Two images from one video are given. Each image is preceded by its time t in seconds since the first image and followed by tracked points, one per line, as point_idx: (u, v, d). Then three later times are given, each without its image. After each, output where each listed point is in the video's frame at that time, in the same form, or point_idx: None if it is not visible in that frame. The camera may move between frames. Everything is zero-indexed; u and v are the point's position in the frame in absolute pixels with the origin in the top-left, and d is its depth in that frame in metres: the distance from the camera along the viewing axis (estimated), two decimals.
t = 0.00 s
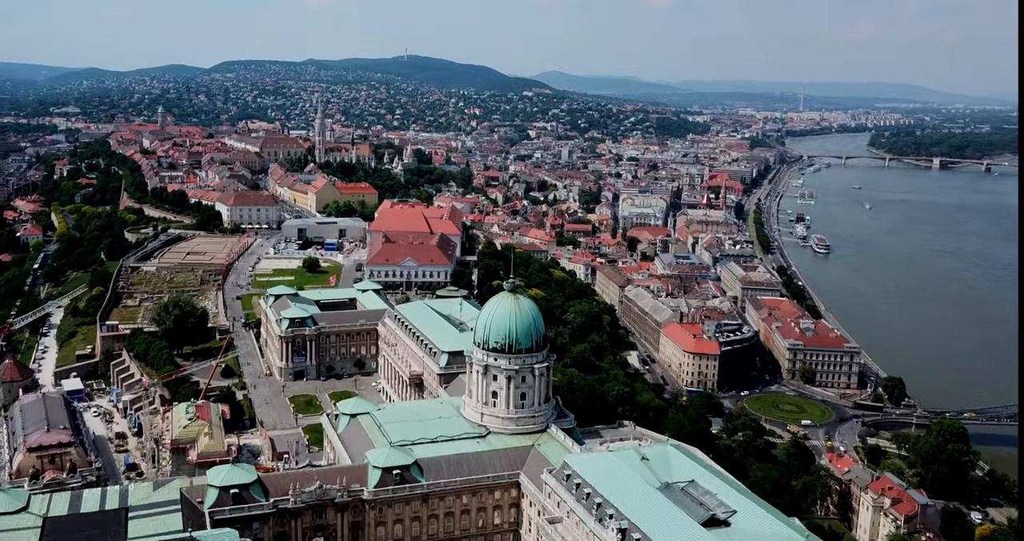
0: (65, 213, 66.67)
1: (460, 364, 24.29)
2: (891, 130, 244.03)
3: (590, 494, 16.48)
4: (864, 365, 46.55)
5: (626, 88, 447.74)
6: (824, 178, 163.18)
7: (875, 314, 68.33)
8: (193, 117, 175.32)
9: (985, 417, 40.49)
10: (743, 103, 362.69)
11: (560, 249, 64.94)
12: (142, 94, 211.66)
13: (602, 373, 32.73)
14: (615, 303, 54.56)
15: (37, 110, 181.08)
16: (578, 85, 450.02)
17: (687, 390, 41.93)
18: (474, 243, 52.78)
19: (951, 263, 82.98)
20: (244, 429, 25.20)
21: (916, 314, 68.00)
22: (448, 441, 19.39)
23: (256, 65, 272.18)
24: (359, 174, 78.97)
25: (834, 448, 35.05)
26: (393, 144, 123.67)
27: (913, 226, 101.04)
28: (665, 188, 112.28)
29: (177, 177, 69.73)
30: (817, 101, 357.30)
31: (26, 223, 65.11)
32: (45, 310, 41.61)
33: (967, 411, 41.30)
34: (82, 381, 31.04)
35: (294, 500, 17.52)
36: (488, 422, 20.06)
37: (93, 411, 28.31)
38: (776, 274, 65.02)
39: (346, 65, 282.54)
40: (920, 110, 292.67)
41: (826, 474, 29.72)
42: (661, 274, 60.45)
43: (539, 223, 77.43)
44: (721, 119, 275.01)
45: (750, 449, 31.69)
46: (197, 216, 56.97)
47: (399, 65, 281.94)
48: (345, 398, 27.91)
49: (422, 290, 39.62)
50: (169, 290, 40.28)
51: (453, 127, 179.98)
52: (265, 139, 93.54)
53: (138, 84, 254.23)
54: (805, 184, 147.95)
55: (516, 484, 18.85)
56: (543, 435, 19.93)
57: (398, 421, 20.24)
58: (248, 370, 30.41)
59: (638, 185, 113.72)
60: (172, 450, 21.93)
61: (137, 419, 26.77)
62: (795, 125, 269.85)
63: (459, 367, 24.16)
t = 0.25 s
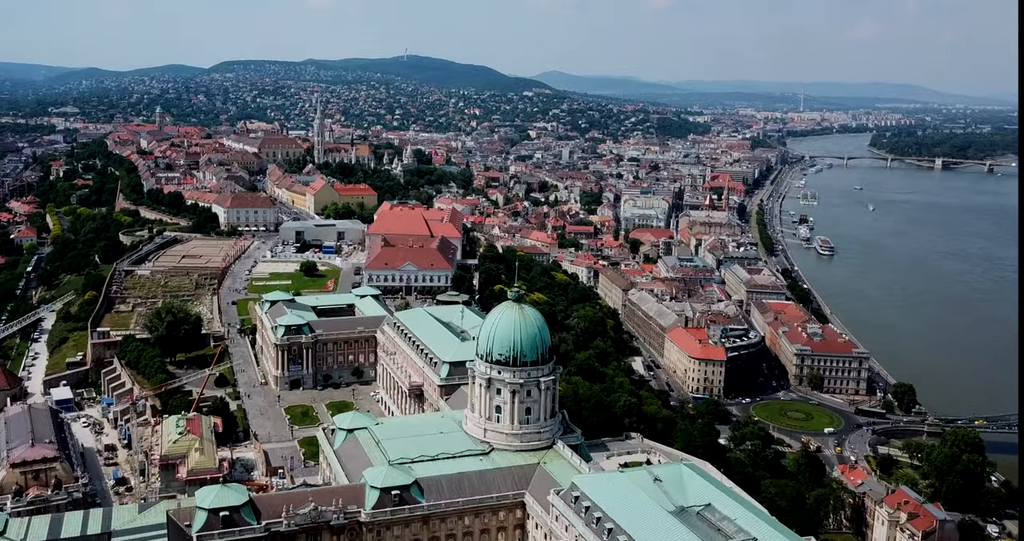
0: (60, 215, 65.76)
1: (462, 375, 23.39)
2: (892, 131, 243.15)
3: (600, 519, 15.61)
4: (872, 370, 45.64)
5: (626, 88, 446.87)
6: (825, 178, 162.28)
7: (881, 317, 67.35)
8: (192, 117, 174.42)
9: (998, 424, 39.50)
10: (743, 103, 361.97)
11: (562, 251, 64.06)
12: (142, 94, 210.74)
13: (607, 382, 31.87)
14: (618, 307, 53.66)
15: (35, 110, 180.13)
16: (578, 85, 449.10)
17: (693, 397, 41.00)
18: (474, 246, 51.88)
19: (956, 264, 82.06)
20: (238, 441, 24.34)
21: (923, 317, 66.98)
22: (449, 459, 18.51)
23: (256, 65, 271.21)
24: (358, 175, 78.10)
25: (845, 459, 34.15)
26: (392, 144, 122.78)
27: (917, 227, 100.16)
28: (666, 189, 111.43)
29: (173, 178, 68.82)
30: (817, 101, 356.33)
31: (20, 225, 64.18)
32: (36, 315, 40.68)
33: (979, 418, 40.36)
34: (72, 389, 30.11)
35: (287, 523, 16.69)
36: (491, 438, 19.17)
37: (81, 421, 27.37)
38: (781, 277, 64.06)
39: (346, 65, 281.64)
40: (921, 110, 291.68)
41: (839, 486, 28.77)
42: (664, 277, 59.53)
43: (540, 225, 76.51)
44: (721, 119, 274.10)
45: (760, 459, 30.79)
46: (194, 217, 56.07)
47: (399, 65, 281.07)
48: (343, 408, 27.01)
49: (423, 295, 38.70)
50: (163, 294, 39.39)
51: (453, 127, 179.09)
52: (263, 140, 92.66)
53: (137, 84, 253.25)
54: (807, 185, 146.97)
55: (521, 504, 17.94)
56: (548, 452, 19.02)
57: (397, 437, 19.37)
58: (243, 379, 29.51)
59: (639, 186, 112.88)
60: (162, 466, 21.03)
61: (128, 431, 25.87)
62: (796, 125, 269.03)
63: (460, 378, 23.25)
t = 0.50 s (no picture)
0: (55, 216, 64.83)
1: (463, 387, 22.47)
2: (893, 131, 242.31)
3: None
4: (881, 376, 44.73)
5: (626, 88, 446.11)
6: (827, 178, 161.40)
7: (888, 319, 66.38)
8: (191, 117, 173.44)
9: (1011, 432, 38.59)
10: (743, 103, 361.15)
11: (564, 253, 63.17)
12: (140, 94, 209.72)
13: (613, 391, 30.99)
14: (621, 310, 52.74)
15: (33, 109, 179.11)
16: (578, 85, 448.11)
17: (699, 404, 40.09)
18: (476, 248, 50.98)
19: (964, 263, 80.91)
20: (230, 455, 23.42)
21: (931, 319, 66.00)
22: (450, 478, 17.60)
23: (255, 64, 270.21)
24: (358, 176, 77.19)
25: (856, 470, 33.26)
26: (392, 144, 121.91)
27: (921, 228, 99.20)
28: (668, 189, 110.57)
29: (170, 178, 67.89)
30: (817, 101, 355.34)
31: (14, 226, 63.25)
32: (27, 320, 39.77)
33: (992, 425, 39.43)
34: (61, 398, 29.20)
35: None
36: (494, 456, 18.26)
37: (70, 432, 26.47)
38: (787, 279, 63.09)
39: (346, 65, 280.67)
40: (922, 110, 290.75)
41: (853, 500, 27.88)
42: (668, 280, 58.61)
43: (541, 227, 75.58)
44: (722, 119, 273.36)
45: (770, 471, 29.91)
46: (190, 219, 55.16)
47: (398, 64, 280.12)
48: (340, 420, 26.08)
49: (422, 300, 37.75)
50: (157, 299, 38.46)
51: (453, 127, 178.18)
52: (261, 140, 91.77)
53: (136, 83, 252.26)
54: (809, 186, 146.09)
55: (526, 527, 17.04)
56: (555, 471, 18.12)
57: (395, 454, 18.46)
58: (237, 388, 28.61)
59: (641, 187, 111.98)
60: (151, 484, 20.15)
61: (117, 444, 24.95)
62: (797, 125, 268.14)
63: (462, 390, 22.33)
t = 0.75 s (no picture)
0: (50, 218, 63.86)
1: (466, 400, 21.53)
2: (895, 130, 241.31)
3: None
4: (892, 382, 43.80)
5: (627, 87, 445.25)
6: (829, 178, 160.51)
7: (895, 321, 65.38)
8: (190, 116, 172.33)
9: None
10: (744, 103, 360.23)
11: (567, 255, 62.24)
12: (139, 93, 208.57)
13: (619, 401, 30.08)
14: (625, 313, 51.78)
15: (31, 109, 178.04)
16: (578, 84, 446.75)
17: (706, 411, 39.15)
18: (477, 251, 50.07)
19: (971, 264, 79.98)
20: (223, 471, 22.48)
21: (938, 321, 64.98)
22: (452, 500, 16.65)
23: (255, 63, 269.14)
24: (357, 177, 76.24)
25: (870, 481, 32.38)
26: (392, 144, 120.95)
27: (927, 229, 98.24)
28: (671, 190, 109.63)
29: (166, 178, 66.87)
30: (818, 101, 354.03)
31: (8, 228, 62.29)
32: (17, 325, 38.81)
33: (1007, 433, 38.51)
34: (49, 408, 28.24)
35: None
36: (499, 475, 17.32)
37: (57, 444, 25.50)
38: (793, 282, 62.03)
39: (346, 64, 279.70)
40: (924, 110, 289.42)
41: (869, 514, 27.03)
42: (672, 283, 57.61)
43: (543, 228, 74.59)
44: (723, 118, 272.45)
45: (781, 482, 29.02)
46: (186, 221, 54.23)
47: (399, 64, 279.16)
48: (337, 431, 25.15)
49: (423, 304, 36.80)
50: (151, 303, 37.51)
51: (453, 126, 177.16)
52: (260, 140, 90.80)
53: (136, 82, 251.21)
54: (812, 186, 144.90)
55: None
56: (564, 493, 17.18)
57: (395, 473, 17.50)
58: (232, 399, 27.67)
59: (643, 187, 111.06)
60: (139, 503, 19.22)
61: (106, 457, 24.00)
62: (798, 125, 267.11)
63: (465, 403, 21.39)
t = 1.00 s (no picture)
0: (44, 218, 62.91)
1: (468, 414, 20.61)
2: (897, 130, 240.38)
3: None
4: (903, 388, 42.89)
5: (627, 86, 444.24)
6: (832, 178, 159.63)
7: (901, 323, 64.38)
8: (188, 115, 171.35)
9: None
10: (745, 102, 359.26)
11: (569, 257, 61.33)
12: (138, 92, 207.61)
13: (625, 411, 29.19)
14: (629, 317, 50.85)
15: (30, 107, 176.95)
16: (579, 83, 445.59)
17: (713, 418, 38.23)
18: (478, 253, 49.16)
19: (978, 265, 79.06)
20: (214, 487, 21.56)
21: (945, 322, 63.98)
22: (454, 524, 15.73)
23: (254, 62, 268.06)
24: (357, 177, 75.29)
25: (883, 492, 31.47)
26: (392, 143, 120.03)
27: (932, 229, 97.32)
28: (673, 190, 108.70)
29: (162, 178, 65.93)
30: (818, 101, 353.03)
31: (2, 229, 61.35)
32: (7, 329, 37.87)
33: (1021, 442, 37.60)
34: (37, 418, 27.30)
35: None
36: (504, 497, 16.40)
37: (44, 456, 24.58)
38: (798, 284, 61.08)
39: (346, 62, 278.67)
40: (926, 110, 288.27)
41: (885, 529, 26.12)
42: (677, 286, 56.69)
43: (545, 229, 73.68)
44: (724, 118, 271.45)
45: (793, 494, 28.12)
46: (182, 223, 53.30)
47: (399, 62, 278.15)
48: (334, 443, 24.23)
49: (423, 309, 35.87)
50: (144, 307, 36.57)
51: (453, 126, 176.19)
52: (259, 139, 89.87)
53: (135, 81, 250.13)
54: (814, 186, 143.88)
55: None
56: (572, 515, 16.26)
57: (393, 495, 16.56)
58: (225, 408, 26.75)
59: (645, 187, 110.15)
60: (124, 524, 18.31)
61: (93, 471, 23.08)
62: (799, 124, 266.14)
63: (467, 417, 20.45)
